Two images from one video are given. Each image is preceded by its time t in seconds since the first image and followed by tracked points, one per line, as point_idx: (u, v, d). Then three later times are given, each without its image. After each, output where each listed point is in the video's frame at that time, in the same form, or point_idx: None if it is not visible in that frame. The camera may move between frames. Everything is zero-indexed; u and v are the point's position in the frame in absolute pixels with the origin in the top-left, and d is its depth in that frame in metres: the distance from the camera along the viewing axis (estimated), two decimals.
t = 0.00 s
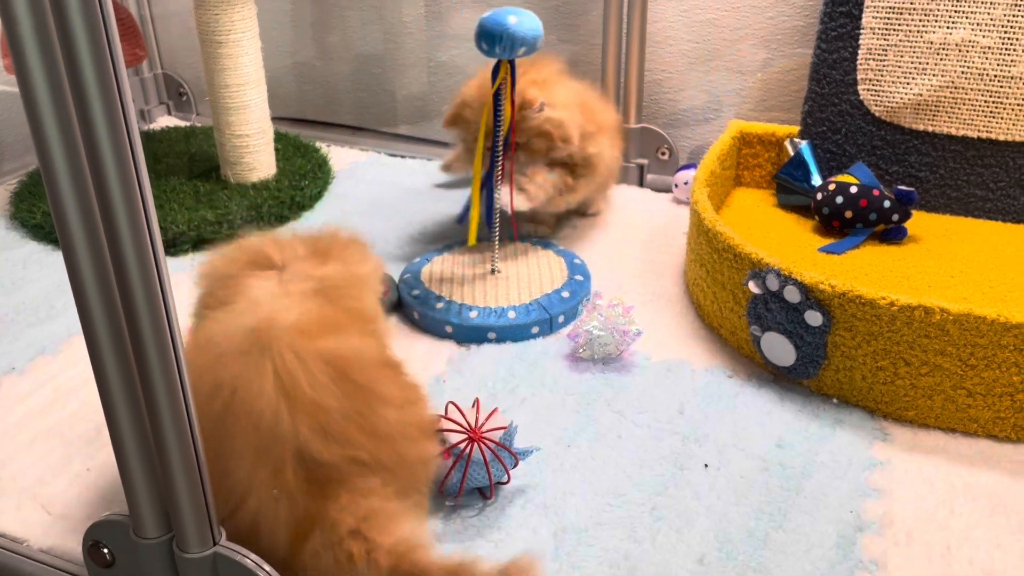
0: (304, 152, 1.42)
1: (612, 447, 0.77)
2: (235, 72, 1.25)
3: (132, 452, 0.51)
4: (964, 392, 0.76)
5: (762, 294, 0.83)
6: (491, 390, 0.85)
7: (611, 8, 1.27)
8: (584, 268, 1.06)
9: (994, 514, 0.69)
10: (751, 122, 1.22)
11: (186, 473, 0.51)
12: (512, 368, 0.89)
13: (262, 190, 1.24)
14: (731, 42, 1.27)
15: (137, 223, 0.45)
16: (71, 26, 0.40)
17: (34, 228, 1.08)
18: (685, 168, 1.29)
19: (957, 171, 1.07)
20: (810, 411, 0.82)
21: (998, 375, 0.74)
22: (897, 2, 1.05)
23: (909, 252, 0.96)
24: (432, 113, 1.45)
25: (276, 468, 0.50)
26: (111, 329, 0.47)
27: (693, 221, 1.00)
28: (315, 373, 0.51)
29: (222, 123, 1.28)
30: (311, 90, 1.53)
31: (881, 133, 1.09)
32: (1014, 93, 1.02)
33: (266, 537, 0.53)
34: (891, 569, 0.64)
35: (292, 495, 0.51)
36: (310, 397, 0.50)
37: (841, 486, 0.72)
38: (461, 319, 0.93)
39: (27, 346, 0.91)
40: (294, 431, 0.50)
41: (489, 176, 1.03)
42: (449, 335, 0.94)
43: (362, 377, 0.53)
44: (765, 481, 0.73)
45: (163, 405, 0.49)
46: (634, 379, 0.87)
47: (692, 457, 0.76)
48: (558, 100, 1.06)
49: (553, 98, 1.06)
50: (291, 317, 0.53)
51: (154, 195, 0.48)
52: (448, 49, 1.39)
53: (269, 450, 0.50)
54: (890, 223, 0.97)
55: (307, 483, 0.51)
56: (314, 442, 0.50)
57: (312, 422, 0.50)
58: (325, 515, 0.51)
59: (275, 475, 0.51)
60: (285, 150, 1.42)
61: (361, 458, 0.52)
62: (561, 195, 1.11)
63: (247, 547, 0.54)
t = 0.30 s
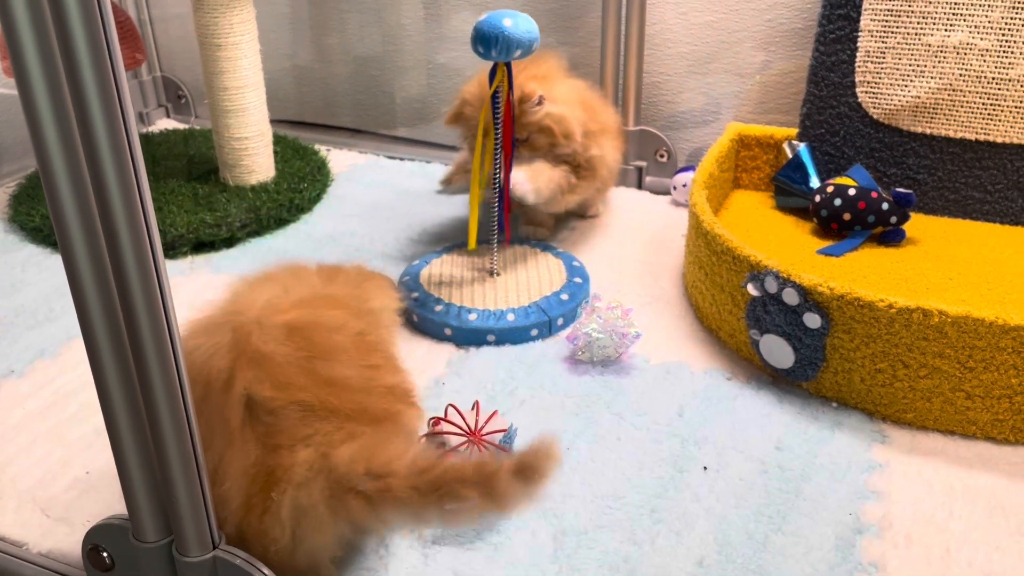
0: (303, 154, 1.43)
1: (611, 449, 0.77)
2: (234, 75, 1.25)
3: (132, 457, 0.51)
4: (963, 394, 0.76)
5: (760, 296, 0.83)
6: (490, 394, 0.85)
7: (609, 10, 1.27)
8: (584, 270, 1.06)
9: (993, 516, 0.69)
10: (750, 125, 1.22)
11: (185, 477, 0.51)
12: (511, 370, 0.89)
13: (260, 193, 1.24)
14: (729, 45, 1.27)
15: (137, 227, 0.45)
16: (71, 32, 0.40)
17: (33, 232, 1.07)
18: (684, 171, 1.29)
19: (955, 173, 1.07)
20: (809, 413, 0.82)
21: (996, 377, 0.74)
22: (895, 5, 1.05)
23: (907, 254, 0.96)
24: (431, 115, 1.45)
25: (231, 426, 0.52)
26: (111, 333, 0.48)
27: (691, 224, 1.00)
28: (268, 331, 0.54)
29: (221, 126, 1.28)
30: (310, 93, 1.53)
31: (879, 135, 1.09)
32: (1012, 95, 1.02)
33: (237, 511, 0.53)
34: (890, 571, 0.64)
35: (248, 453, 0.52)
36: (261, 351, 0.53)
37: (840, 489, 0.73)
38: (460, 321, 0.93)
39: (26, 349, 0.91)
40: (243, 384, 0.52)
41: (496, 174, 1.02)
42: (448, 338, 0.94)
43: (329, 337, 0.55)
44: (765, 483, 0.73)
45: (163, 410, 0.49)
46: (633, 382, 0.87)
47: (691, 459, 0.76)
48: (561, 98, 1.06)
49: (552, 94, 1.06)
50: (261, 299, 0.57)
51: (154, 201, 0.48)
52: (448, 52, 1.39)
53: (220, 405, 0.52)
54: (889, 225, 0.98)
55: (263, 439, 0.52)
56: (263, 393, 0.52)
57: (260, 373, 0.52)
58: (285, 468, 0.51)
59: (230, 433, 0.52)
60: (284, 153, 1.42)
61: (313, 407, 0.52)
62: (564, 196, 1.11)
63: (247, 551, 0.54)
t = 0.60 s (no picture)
0: (301, 156, 1.43)
1: (610, 451, 0.77)
2: (232, 77, 1.25)
3: (129, 459, 0.51)
4: (961, 394, 0.76)
5: (758, 297, 0.83)
6: (489, 394, 0.85)
7: (607, 11, 1.27)
8: (582, 271, 1.06)
9: (991, 517, 0.69)
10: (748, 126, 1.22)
11: (183, 479, 0.51)
12: (510, 371, 0.89)
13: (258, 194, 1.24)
14: (728, 46, 1.27)
15: (134, 228, 0.45)
16: (67, 34, 0.40)
17: (31, 233, 1.06)
18: (683, 171, 1.29)
19: (953, 173, 1.07)
20: (807, 413, 0.82)
21: (995, 377, 0.74)
22: (893, 5, 1.05)
23: (906, 255, 0.96)
24: (429, 116, 1.45)
25: (306, 351, 0.57)
26: (107, 335, 0.47)
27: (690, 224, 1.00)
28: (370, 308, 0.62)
29: (220, 127, 1.28)
30: (309, 95, 1.53)
31: (877, 136, 1.09)
32: (1011, 96, 1.02)
33: (265, 420, 0.55)
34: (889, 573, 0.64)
35: (309, 369, 0.56)
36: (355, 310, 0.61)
37: (838, 490, 0.72)
38: (459, 323, 0.93)
39: (24, 351, 0.91)
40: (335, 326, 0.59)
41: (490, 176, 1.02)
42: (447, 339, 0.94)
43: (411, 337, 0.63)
44: (764, 484, 0.73)
45: (160, 412, 0.49)
46: (631, 383, 0.87)
47: (690, 460, 0.76)
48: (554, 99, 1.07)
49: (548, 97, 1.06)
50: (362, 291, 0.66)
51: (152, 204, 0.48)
52: (446, 53, 1.39)
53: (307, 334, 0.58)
54: (887, 226, 0.98)
55: (328, 366, 0.56)
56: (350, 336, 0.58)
57: (355, 325, 0.59)
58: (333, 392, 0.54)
59: (302, 354, 0.57)
60: (282, 154, 1.42)
61: (383, 367, 0.57)
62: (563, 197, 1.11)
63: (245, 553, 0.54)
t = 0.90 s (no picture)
0: (301, 156, 1.43)
1: (609, 451, 0.77)
2: (231, 78, 1.25)
3: (129, 461, 0.51)
4: (960, 394, 0.76)
5: (757, 297, 0.83)
6: (489, 395, 0.85)
7: (606, 11, 1.27)
8: (581, 271, 1.06)
9: (990, 517, 0.69)
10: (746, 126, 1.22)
11: (183, 479, 0.51)
12: (509, 372, 0.89)
13: (257, 195, 1.24)
14: (726, 46, 1.27)
15: (133, 229, 0.45)
16: (67, 35, 0.40)
17: (30, 233, 1.05)
18: (682, 172, 1.29)
19: (952, 173, 1.07)
20: (807, 413, 0.82)
21: (993, 377, 0.74)
22: (891, 5, 1.05)
23: (904, 255, 0.96)
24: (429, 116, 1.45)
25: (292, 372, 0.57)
26: (107, 336, 0.47)
27: (688, 224, 1.00)
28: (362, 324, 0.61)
29: (219, 128, 1.28)
30: (308, 96, 1.53)
31: (875, 136, 1.10)
32: (1009, 96, 1.02)
33: (250, 443, 0.55)
34: (888, 572, 0.64)
35: (294, 389, 0.56)
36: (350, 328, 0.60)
37: (836, 489, 0.73)
38: (458, 323, 0.93)
39: (24, 352, 0.91)
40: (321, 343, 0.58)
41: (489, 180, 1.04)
42: (446, 339, 0.94)
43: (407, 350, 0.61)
44: (763, 484, 0.73)
45: (160, 413, 0.49)
46: (631, 383, 0.88)
47: (689, 460, 0.76)
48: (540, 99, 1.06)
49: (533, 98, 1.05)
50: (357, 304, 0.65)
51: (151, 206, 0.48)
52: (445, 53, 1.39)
53: (296, 353, 0.58)
54: (885, 225, 0.98)
55: (312, 384, 0.56)
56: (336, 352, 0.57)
57: (343, 340, 0.59)
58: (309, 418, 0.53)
59: (289, 374, 0.57)
60: (281, 155, 1.42)
61: (369, 382, 0.56)
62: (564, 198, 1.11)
63: (244, 555, 0.54)
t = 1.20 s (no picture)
0: (299, 157, 1.43)
1: (608, 451, 0.77)
2: (229, 79, 1.25)
3: (126, 462, 0.51)
4: (958, 394, 0.76)
5: (756, 298, 0.83)
6: (488, 396, 0.85)
7: (604, 12, 1.27)
8: (580, 272, 1.07)
9: (988, 517, 0.69)
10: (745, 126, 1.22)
11: (180, 481, 0.51)
12: (508, 372, 0.89)
13: (256, 195, 1.24)
14: (725, 46, 1.27)
15: (130, 230, 0.45)
16: (63, 33, 0.40)
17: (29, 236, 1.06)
18: (681, 172, 1.29)
19: (950, 173, 1.07)
20: (805, 413, 0.82)
21: (991, 378, 0.74)
22: (889, 6, 1.05)
23: (902, 255, 0.96)
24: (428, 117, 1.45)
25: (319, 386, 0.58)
26: (104, 338, 0.47)
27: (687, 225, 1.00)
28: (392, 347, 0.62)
29: (217, 129, 1.28)
30: (307, 97, 1.53)
31: (874, 136, 1.10)
32: (1007, 96, 1.02)
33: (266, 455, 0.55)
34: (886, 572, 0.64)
35: (314, 403, 0.56)
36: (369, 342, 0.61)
37: (834, 490, 0.73)
38: (456, 324, 0.93)
39: (22, 353, 0.91)
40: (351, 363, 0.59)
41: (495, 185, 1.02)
42: (445, 340, 0.94)
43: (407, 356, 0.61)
44: (761, 485, 0.73)
45: (157, 414, 0.49)
46: (629, 383, 0.88)
47: (687, 461, 0.76)
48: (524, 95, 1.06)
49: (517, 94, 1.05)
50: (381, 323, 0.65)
51: (147, 205, 0.48)
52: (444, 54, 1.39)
53: (325, 368, 0.59)
54: (884, 226, 0.98)
55: (336, 404, 0.56)
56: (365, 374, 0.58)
57: (370, 362, 0.59)
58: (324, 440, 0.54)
59: (315, 389, 0.58)
60: (280, 156, 1.42)
61: (389, 399, 0.57)
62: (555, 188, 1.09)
63: (242, 557, 0.54)
